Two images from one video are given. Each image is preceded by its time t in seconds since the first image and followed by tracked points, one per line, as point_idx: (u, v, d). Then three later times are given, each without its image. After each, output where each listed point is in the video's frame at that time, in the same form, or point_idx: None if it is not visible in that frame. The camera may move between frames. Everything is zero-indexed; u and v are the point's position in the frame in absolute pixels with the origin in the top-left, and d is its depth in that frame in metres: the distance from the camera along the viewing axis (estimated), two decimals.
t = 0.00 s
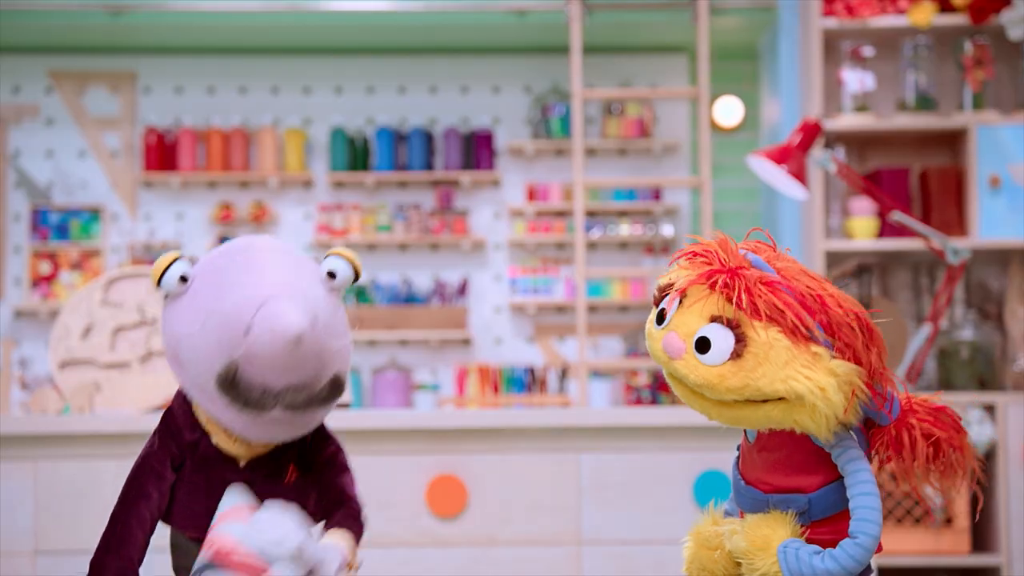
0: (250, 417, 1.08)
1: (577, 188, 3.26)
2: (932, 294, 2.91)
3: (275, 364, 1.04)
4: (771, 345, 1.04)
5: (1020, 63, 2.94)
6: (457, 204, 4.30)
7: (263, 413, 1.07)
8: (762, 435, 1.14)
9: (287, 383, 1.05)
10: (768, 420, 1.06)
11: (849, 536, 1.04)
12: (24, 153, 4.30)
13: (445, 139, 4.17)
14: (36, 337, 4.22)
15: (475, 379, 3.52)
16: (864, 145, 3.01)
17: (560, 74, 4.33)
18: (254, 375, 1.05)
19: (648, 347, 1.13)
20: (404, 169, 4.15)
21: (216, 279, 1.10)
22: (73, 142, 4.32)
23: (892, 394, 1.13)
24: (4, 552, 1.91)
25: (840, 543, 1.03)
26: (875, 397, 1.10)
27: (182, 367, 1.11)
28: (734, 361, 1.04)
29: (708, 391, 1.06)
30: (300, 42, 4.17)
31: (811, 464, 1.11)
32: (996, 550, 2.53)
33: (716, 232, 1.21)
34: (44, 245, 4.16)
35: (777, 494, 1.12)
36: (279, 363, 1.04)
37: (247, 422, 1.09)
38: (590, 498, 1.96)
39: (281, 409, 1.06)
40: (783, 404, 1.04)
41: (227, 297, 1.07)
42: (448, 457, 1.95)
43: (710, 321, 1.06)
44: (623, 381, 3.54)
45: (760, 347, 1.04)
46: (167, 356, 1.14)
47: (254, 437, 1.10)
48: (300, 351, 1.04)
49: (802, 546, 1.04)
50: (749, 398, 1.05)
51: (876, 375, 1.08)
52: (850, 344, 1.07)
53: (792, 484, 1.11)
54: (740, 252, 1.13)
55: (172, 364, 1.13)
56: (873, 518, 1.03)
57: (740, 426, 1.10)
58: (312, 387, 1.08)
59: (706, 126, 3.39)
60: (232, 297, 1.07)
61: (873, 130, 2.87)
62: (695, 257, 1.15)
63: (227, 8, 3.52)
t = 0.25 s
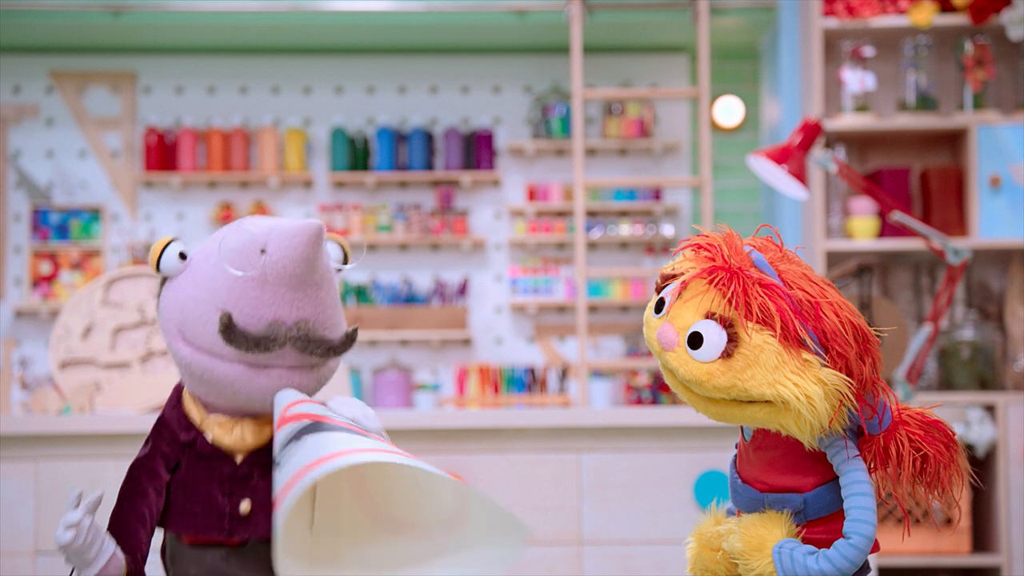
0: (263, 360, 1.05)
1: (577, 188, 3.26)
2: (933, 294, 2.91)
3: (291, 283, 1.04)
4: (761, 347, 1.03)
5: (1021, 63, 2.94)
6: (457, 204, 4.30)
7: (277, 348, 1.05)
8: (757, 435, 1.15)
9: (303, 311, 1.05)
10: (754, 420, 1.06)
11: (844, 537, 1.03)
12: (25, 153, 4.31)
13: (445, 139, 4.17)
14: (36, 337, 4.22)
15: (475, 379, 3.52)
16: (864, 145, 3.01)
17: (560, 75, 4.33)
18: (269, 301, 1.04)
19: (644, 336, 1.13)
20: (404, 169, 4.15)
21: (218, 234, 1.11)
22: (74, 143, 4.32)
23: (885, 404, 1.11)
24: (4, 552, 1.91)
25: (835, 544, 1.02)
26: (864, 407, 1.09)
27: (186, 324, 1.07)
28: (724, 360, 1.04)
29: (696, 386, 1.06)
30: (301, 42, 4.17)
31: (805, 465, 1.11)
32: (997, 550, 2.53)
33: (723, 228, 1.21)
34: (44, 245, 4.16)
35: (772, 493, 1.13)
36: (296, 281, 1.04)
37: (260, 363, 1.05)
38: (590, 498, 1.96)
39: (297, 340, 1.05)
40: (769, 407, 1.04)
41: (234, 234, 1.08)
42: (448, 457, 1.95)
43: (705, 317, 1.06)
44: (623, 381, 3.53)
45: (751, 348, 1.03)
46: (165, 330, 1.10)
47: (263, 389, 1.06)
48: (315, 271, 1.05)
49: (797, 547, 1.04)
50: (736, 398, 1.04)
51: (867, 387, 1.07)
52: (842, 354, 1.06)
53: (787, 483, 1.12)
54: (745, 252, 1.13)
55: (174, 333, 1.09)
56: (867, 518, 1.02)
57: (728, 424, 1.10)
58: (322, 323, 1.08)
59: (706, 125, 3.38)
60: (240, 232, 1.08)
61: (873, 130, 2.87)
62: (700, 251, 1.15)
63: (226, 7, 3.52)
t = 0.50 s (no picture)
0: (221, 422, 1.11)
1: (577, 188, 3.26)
2: (933, 294, 2.91)
3: (234, 359, 1.06)
4: (767, 345, 1.03)
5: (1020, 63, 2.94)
6: (457, 204, 4.30)
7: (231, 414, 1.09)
8: (760, 433, 1.15)
9: (252, 377, 1.08)
10: (758, 419, 1.06)
11: (847, 537, 1.03)
12: (25, 153, 4.30)
13: (445, 139, 4.17)
14: (36, 337, 4.22)
15: (475, 380, 3.52)
16: (864, 145, 3.01)
17: (560, 74, 4.33)
18: (215, 375, 1.07)
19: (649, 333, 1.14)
20: (404, 169, 4.15)
21: (168, 290, 1.12)
22: (73, 143, 4.32)
23: (888, 403, 1.11)
24: (5, 552, 1.91)
25: (838, 544, 1.02)
26: (869, 406, 1.08)
27: (145, 388, 1.11)
28: (729, 357, 1.04)
29: (701, 383, 1.06)
30: (301, 42, 4.17)
31: (807, 464, 1.11)
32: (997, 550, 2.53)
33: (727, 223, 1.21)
34: (44, 245, 4.16)
35: (774, 492, 1.13)
36: (238, 358, 1.06)
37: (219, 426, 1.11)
38: (590, 499, 1.96)
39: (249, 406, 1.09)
40: (774, 406, 1.04)
41: (180, 301, 1.09)
42: (448, 457, 1.95)
43: (711, 315, 1.06)
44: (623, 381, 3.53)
45: (756, 346, 1.03)
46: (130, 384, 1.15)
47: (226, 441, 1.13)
48: (258, 344, 1.06)
49: (800, 546, 1.04)
50: (740, 395, 1.05)
51: (871, 386, 1.07)
52: (848, 353, 1.06)
53: (789, 482, 1.12)
54: (752, 250, 1.13)
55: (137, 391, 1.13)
56: (871, 518, 1.02)
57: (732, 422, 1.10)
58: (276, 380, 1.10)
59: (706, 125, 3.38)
60: (186, 301, 1.08)
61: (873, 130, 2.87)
62: (706, 248, 1.15)
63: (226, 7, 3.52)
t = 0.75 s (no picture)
0: (203, 408, 1.10)
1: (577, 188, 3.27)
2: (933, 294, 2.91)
3: (213, 341, 1.06)
4: (753, 329, 1.04)
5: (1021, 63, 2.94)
6: (457, 204, 4.30)
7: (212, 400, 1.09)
8: (763, 430, 1.16)
9: (231, 361, 1.08)
10: (741, 404, 1.07)
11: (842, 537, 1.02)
12: (25, 153, 4.31)
13: (445, 139, 4.17)
14: (36, 337, 4.22)
15: (475, 380, 3.52)
16: (865, 145, 3.01)
17: (560, 74, 4.33)
18: (193, 358, 1.06)
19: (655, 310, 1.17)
20: (404, 169, 4.15)
21: (149, 281, 1.11)
22: (73, 143, 4.32)
23: (885, 411, 1.09)
24: (5, 552, 1.91)
25: (832, 543, 1.02)
26: (859, 407, 1.07)
27: (127, 376, 1.11)
28: (715, 338, 1.05)
29: (688, 360, 1.08)
30: (301, 42, 4.17)
31: (807, 462, 1.12)
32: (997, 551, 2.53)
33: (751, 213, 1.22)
34: (44, 245, 4.16)
35: (774, 490, 1.13)
36: (216, 340, 1.05)
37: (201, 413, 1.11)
38: (590, 498, 1.96)
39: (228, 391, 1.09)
40: (755, 391, 1.05)
41: (159, 286, 1.09)
42: (447, 456, 1.95)
43: (707, 294, 1.09)
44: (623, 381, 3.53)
45: (742, 329, 1.05)
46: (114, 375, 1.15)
47: (208, 432, 1.12)
48: (236, 326, 1.06)
49: (795, 544, 1.04)
50: (723, 377, 1.06)
51: (861, 387, 1.06)
52: (836, 349, 1.05)
53: (789, 480, 1.12)
54: (763, 238, 1.14)
55: (121, 380, 1.13)
56: (866, 519, 1.02)
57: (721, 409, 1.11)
58: (256, 365, 1.10)
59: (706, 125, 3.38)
60: (165, 285, 1.08)
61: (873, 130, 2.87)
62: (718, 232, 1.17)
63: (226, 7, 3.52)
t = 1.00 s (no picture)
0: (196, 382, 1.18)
1: (577, 188, 3.26)
2: (932, 294, 2.91)
3: (206, 308, 1.15)
4: (752, 326, 1.04)
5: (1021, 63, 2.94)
6: (457, 204, 4.30)
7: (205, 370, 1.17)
8: (764, 429, 1.16)
9: (224, 331, 1.16)
10: (740, 401, 1.07)
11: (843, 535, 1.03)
12: (25, 153, 4.31)
13: (445, 139, 4.17)
14: (36, 338, 4.22)
15: (475, 380, 3.52)
16: (864, 144, 3.01)
17: (560, 74, 4.33)
18: (188, 324, 1.15)
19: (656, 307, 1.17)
20: (404, 169, 4.15)
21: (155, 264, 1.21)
22: (74, 143, 4.32)
23: (885, 411, 1.09)
24: (4, 552, 1.91)
25: (834, 542, 1.02)
26: (858, 408, 1.07)
27: (128, 351, 1.19)
28: (715, 335, 1.05)
29: (687, 358, 1.08)
30: (300, 42, 4.17)
31: (808, 461, 1.12)
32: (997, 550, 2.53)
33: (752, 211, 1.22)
34: (44, 245, 4.16)
35: (775, 488, 1.13)
36: (210, 306, 1.14)
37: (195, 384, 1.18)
38: (590, 499, 1.96)
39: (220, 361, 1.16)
40: (754, 389, 1.05)
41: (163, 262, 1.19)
42: (447, 456, 1.95)
43: (707, 291, 1.08)
44: (624, 381, 3.53)
45: (742, 326, 1.04)
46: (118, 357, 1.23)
47: (200, 411, 1.19)
48: (230, 294, 1.15)
49: (797, 543, 1.04)
50: (722, 374, 1.06)
51: (859, 386, 1.06)
52: (835, 347, 1.05)
53: (792, 479, 1.12)
54: (764, 236, 1.14)
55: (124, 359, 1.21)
56: (867, 517, 1.02)
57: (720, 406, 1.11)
58: (248, 339, 1.19)
59: (706, 125, 3.38)
60: (169, 260, 1.19)
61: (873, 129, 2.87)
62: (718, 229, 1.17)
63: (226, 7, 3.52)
